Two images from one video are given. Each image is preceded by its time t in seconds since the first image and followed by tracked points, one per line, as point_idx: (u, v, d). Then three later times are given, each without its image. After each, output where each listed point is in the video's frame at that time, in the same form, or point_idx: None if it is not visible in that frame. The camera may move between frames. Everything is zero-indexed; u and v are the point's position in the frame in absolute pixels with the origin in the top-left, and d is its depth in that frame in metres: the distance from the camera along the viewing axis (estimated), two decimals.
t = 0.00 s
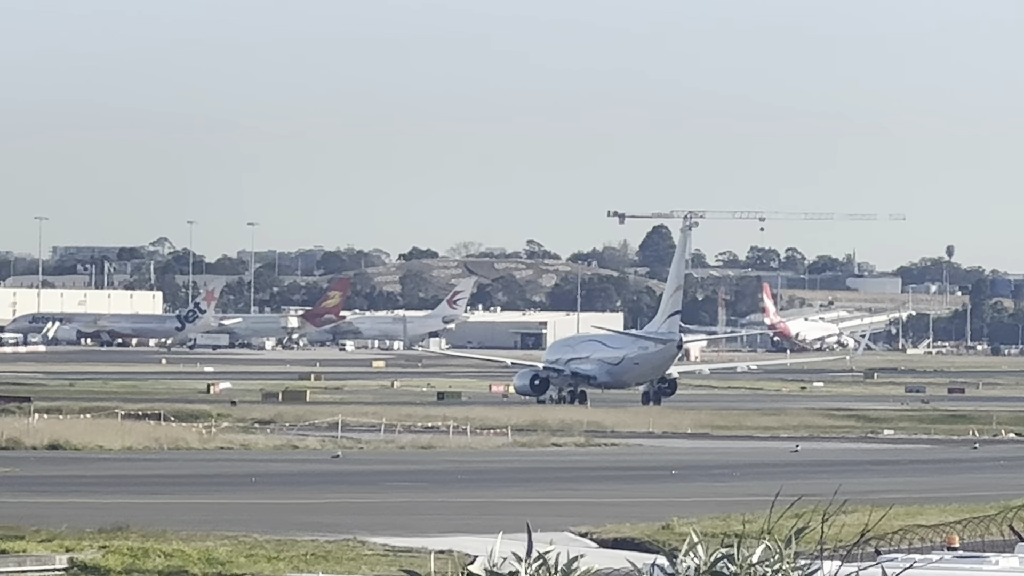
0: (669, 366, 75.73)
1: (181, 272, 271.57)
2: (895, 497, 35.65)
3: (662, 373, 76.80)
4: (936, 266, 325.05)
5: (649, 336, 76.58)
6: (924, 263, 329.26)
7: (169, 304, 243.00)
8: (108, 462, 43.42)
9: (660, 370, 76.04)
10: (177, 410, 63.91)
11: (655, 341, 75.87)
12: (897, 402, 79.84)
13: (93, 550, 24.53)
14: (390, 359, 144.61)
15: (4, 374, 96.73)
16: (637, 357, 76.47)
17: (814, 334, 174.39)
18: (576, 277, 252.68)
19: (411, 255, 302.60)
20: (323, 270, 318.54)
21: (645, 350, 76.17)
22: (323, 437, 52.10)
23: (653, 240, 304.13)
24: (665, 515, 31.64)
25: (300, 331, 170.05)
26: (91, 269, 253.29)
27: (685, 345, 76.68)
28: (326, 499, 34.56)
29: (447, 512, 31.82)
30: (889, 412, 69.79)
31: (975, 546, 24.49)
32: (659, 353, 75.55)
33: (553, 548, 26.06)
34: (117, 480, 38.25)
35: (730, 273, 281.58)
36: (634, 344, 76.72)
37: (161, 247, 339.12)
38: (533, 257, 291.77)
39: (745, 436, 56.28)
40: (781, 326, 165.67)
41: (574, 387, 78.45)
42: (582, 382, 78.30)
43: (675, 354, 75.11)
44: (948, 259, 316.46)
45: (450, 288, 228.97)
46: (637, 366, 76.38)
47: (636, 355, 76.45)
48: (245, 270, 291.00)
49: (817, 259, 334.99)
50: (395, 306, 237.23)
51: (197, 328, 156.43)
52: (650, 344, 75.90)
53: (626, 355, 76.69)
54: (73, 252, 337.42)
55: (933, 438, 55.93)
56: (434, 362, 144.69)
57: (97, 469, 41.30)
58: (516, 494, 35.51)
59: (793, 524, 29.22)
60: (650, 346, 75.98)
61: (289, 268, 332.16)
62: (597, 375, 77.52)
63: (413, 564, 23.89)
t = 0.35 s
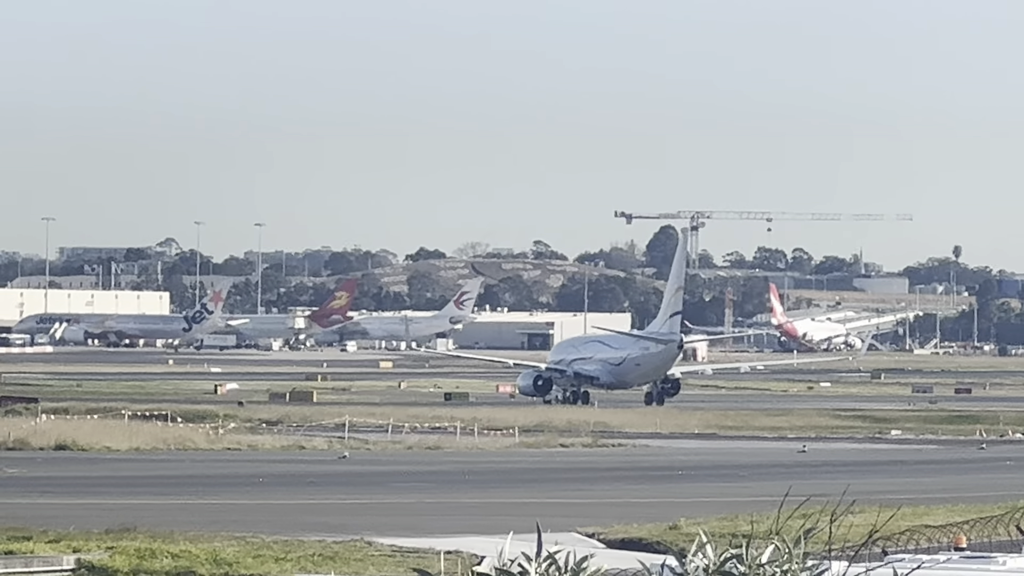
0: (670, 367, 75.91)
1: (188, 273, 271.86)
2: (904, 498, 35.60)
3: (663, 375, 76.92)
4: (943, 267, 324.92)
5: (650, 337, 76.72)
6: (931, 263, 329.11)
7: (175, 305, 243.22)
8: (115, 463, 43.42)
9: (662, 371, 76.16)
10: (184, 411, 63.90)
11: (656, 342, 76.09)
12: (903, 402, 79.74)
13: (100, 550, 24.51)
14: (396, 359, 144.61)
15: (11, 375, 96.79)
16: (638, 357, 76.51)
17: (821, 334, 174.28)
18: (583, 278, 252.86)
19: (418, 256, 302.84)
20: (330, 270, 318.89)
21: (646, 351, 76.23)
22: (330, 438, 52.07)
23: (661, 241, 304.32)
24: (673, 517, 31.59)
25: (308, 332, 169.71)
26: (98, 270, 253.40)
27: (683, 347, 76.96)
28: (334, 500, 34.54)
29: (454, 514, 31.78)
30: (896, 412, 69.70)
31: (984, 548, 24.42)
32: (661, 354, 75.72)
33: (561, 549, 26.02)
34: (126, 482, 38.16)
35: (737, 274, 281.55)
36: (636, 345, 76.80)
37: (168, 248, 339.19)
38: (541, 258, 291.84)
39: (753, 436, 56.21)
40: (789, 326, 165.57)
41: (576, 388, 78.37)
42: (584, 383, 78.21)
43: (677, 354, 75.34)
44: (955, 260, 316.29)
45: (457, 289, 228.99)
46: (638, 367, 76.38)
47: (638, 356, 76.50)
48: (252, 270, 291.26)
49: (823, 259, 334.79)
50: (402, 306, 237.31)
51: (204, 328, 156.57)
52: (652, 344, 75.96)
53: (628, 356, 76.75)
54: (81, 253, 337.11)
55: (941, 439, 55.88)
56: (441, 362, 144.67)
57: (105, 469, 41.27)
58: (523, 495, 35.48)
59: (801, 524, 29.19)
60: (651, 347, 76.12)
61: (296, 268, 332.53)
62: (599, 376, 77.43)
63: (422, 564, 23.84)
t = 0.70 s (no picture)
0: (668, 367, 75.88)
1: (193, 273, 272.20)
2: (908, 499, 35.56)
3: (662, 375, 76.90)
4: (947, 267, 324.88)
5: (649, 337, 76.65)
6: (936, 264, 329.09)
7: (180, 306, 243.49)
8: (120, 464, 43.47)
9: (660, 371, 76.11)
10: (187, 412, 63.93)
11: (654, 342, 76.02)
12: (906, 403, 79.74)
13: (105, 551, 24.54)
14: (401, 360, 144.66)
15: (17, 375, 96.96)
16: (637, 358, 76.46)
17: (825, 335, 174.25)
18: (588, 278, 253.07)
19: (423, 257, 303.18)
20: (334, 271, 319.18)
21: (645, 351, 76.16)
22: (335, 438, 52.10)
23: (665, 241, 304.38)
24: (678, 518, 31.56)
25: (312, 333, 169.57)
26: (103, 270, 253.72)
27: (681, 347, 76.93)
28: (337, 500, 34.59)
29: (457, 514, 31.82)
30: (900, 413, 69.63)
31: (987, 549, 24.42)
32: (659, 354, 75.67)
33: (566, 549, 26.04)
34: (131, 482, 38.26)
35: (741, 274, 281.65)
36: (634, 345, 76.72)
37: (173, 249, 339.58)
38: (546, 258, 291.97)
39: (757, 437, 56.23)
40: (793, 328, 165.48)
41: (577, 389, 78.36)
42: (584, 384, 78.21)
43: (675, 355, 75.28)
44: (959, 260, 316.21)
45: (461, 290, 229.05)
46: (637, 367, 76.33)
47: (637, 356, 76.45)
48: (256, 271, 291.55)
49: (827, 260, 334.68)
50: (406, 307, 237.36)
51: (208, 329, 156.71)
52: (651, 345, 75.89)
53: (628, 356, 76.70)
54: (86, 254, 337.67)
55: (944, 439, 55.88)
56: (445, 362, 144.71)
57: (108, 470, 41.30)
58: (528, 496, 35.48)
59: (806, 524, 29.17)
60: (649, 347, 76.04)
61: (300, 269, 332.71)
62: (599, 377, 77.41)
63: (426, 565, 23.84)
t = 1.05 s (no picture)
0: (665, 369, 75.71)
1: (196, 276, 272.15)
2: (910, 501, 35.54)
3: (660, 377, 76.72)
4: (950, 268, 324.75)
5: (646, 339, 76.52)
6: (938, 265, 328.94)
7: (182, 308, 243.49)
8: (121, 465, 43.45)
9: (657, 373, 75.95)
10: (190, 414, 63.91)
11: (651, 344, 75.89)
12: (909, 405, 79.60)
13: (107, 553, 24.57)
14: (404, 362, 144.73)
15: (19, 378, 96.93)
16: (634, 359, 76.34)
17: (827, 337, 174.05)
18: (590, 279, 253.30)
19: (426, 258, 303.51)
20: (337, 273, 319.44)
21: (642, 353, 76.02)
22: (337, 441, 52.13)
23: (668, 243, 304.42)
24: (679, 520, 31.57)
25: (315, 334, 169.35)
26: (106, 272, 253.72)
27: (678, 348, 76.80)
28: (339, 502, 34.56)
29: (458, 515, 31.79)
30: (903, 415, 69.59)
31: (991, 550, 24.38)
32: (655, 356, 75.54)
33: (567, 551, 26.02)
34: (134, 484, 38.27)
35: (744, 276, 281.66)
36: (632, 347, 76.63)
37: (175, 251, 339.57)
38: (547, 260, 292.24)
39: (760, 439, 56.25)
40: (796, 330, 165.32)
41: (575, 390, 78.34)
42: (583, 385, 78.16)
43: (671, 357, 75.11)
44: (962, 262, 316.03)
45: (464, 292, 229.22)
46: (635, 369, 76.21)
47: (634, 358, 76.33)
48: (258, 273, 291.82)
49: (830, 262, 334.37)
50: (409, 309, 237.43)
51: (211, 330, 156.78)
52: (647, 347, 75.77)
53: (625, 358, 76.62)
54: (89, 256, 338.05)
55: (947, 441, 55.79)
56: (448, 365, 144.67)
57: (112, 472, 41.36)
58: (530, 497, 35.50)
59: (807, 526, 29.21)
60: (646, 349, 75.90)
61: (302, 271, 332.82)
62: (597, 378, 77.36)
63: (428, 568, 23.87)
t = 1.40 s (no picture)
0: (662, 371, 75.83)
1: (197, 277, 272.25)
2: (910, 502, 35.64)
3: (657, 379, 76.75)
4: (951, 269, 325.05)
5: (643, 341, 76.64)
6: (939, 267, 329.15)
7: (183, 310, 243.60)
8: (123, 467, 43.48)
9: (653, 375, 76.06)
10: (192, 416, 63.97)
11: (648, 346, 76.01)
12: (911, 407, 79.57)
13: (110, 555, 24.60)
14: (406, 364, 144.79)
15: (21, 379, 96.95)
16: (631, 361, 76.38)
17: (828, 339, 174.13)
18: (591, 281, 253.51)
19: (427, 260, 303.71)
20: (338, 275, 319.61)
21: (638, 355, 76.08)
22: (339, 442, 52.17)
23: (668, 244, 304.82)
24: (681, 521, 31.66)
25: (317, 337, 169.16)
26: (106, 275, 253.76)
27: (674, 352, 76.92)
28: (340, 504, 34.57)
29: (460, 517, 31.83)
30: (905, 416, 69.68)
31: (993, 551, 24.45)
32: (653, 358, 75.66)
33: (570, 553, 26.07)
34: (135, 486, 38.32)
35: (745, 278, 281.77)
36: (629, 349, 76.74)
37: (176, 253, 339.71)
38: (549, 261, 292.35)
39: (761, 440, 56.31)
40: (797, 331, 165.43)
41: (573, 391, 78.33)
42: (580, 387, 78.18)
43: (667, 358, 75.26)
44: (963, 263, 316.24)
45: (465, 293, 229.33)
46: (631, 371, 76.26)
47: (630, 360, 76.41)
48: (259, 275, 291.93)
49: (831, 263, 334.59)
50: (411, 310, 237.58)
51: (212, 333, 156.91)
52: (644, 348, 75.80)
53: (622, 360, 76.66)
54: (89, 258, 338.12)
55: (949, 443, 55.88)
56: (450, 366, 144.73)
57: (115, 473, 41.42)
58: (531, 499, 35.55)
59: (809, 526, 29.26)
60: (643, 351, 76.05)
61: (303, 272, 333.09)
62: (595, 380, 77.41)
63: (432, 569, 23.90)
